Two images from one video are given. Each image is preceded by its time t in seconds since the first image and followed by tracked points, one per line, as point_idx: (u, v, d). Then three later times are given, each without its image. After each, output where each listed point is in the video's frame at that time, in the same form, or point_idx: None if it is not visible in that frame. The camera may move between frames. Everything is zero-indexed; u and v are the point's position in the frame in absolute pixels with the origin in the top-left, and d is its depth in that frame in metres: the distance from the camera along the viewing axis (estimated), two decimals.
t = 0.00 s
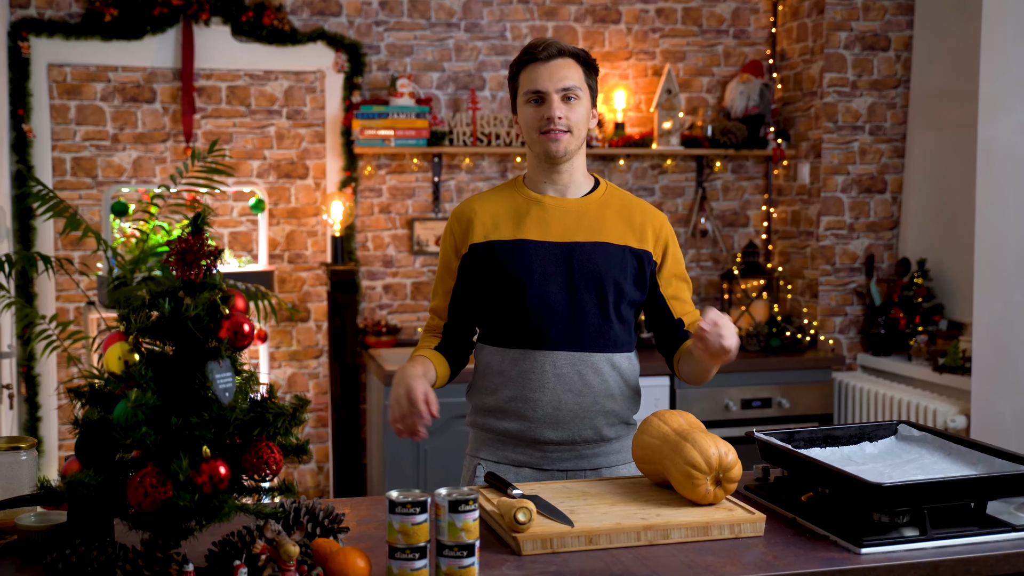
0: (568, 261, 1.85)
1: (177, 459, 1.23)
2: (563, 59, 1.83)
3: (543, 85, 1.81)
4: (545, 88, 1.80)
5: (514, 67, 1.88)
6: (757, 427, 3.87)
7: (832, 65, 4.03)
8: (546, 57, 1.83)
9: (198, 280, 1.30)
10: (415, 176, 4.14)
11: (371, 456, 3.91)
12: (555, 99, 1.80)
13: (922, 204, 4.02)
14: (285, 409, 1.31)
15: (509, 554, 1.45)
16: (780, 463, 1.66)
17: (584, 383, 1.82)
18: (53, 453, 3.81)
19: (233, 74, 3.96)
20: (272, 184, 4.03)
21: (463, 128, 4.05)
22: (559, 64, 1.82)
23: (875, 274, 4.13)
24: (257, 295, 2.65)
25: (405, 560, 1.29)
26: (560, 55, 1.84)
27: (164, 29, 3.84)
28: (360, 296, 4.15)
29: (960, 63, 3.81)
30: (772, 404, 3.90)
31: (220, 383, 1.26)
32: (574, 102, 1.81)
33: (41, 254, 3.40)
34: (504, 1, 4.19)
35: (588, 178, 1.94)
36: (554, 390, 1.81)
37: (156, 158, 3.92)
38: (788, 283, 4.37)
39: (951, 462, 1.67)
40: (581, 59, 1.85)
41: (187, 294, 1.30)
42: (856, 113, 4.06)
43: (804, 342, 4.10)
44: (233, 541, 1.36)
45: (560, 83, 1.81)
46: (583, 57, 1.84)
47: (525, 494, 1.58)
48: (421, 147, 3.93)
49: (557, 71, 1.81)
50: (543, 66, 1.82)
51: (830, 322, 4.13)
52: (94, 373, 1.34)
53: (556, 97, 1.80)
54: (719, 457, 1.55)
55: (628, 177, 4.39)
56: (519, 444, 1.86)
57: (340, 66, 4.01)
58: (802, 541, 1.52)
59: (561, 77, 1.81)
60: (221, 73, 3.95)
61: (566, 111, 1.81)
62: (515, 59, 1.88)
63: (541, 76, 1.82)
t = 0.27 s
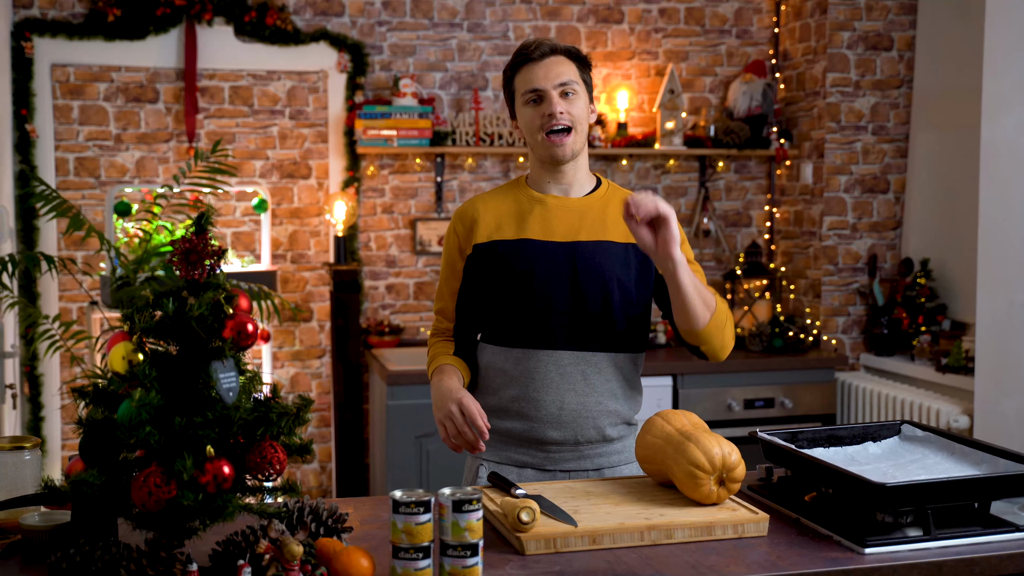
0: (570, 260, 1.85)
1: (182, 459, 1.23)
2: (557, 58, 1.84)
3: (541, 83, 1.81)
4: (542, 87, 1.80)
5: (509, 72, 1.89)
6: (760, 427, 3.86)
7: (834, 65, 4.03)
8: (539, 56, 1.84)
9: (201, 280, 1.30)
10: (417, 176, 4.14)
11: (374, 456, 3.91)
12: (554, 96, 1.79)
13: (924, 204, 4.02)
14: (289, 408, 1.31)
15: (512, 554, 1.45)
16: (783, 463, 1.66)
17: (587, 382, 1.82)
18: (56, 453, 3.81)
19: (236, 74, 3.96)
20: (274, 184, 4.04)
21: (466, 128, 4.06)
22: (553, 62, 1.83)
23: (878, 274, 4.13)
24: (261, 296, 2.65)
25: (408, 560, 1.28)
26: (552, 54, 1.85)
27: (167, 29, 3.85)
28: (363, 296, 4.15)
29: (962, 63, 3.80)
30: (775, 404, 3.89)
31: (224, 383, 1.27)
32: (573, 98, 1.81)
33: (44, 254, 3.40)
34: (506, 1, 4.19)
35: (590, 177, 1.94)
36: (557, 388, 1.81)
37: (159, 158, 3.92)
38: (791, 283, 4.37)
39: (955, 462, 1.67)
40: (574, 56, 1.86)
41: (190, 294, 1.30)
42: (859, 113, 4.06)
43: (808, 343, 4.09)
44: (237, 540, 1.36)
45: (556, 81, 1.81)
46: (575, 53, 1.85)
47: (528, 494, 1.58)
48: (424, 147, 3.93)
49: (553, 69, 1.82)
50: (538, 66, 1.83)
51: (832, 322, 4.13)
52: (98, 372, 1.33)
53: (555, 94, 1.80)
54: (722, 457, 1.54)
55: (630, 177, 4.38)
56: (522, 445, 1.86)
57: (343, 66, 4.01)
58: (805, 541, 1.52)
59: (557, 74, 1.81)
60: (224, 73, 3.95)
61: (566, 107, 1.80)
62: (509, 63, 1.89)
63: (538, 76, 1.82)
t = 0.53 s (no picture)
0: (571, 260, 1.85)
1: (187, 459, 1.23)
2: (543, 60, 1.84)
3: (531, 89, 1.81)
4: (533, 92, 1.80)
5: (499, 84, 1.89)
6: (764, 427, 3.86)
7: (839, 65, 4.03)
8: (525, 63, 1.84)
9: (206, 279, 1.30)
10: (421, 176, 4.14)
11: (377, 456, 3.91)
12: (545, 99, 1.79)
13: (928, 204, 4.01)
14: (294, 408, 1.30)
15: (517, 554, 1.45)
16: (788, 463, 1.66)
17: (588, 383, 1.82)
18: (61, 453, 3.82)
19: (240, 74, 3.96)
20: (278, 184, 4.04)
21: (470, 128, 4.06)
22: (539, 66, 1.83)
23: (882, 274, 4.12)
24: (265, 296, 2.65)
25: (413, 560, 1.28)
26: (538, 58, 1.85)
27: (171, 29, 3.85)
28: (366, 295, 4.15)
29: (966, 63, 3.80)
30: (779, 404, 3.89)
31: (228, 382, 1.27)
32: (565, 97, 1.81)
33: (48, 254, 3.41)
34: (510, 1, 4.19)
35: (596, 175, 1.92)
36: (558, 388, 1.81)
37: (163, 158, 3.92)
38: (795, 283, 4.37)
39: (960, 462, 1.66)
40: (559, 55, 1.86)
41: (195, 294, 1.30)
42: (863, 113, 4.06)
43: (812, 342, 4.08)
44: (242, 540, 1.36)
45: (546, 84, 1.81)
46: (560, 53, 1.85)
47: (532, 494, 1.58)
48: (427, 147, 3.93)
49: (541, 72, 1.82)
50: (526, 73, 1.83)
51: (837, 322, 4.13)
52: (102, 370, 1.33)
53: (546, 96, 1.80)
54: (727, 457, 1.54)
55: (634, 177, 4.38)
56: (523, 445, 1.86)
57: (347, 66, 4.02)
58: (810, 541, 1.52)
59: (546, 77, 1.81)
60: (228, 73, 3.96)
61: (559, 108, 1.80)
62: (498, 75, 1.89)
63: (527, 82, 1.82)
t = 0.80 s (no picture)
0: (574, 260, 1.85)
1: (191, 458, 1.23)
2: (542, 63, 1.83)
3: (529, 92, 1.81)
4: (530, 96, 1.80)
5: (499, 86, 1.89)
6: (769, 427, 3.85)
7: (843, 65, 4.02)
8: (522, 67, 1.83)
9: (211, 279, 1.30)
10: (425, 176, 4.15)
11: (381, 456, 3.91)
12: (543, 103, 1.79)
13: (932, 204, 4.01)
14: (299, 408, 1.32)
15: (521, 554, 1.45)
16: (793, 463, 1.66)
17: (591, 383, 1.82)
18: (65, 453, 3.82)
19: (244, 74, 3.97)
20: (283, 184, 4.04)
21: (474, 128, 4.06)
22: (537, 69, 1.82)
23: (886, 274, 4.11)
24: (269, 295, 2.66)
25: (418, 560, 1.29)
26: (535, 61, 1.84)
27: (176, 29, 3.85)
28: (370, 296, 4.15)
29: (970, 62, 3.79)
30: (783, 404, 3.88)
31: (233, 382, 1.27)
32: (564, 100, 1.80)
33: (52, 253, 3.41)
34: (514, 1, 4.20)
35: (596, 175, 1.92)
36: (560, 389, 1.81)
37: (167, 158, 3.93)
38: (799, 283, 4.36)
39: (965, 462, 1.66)
40: (558, 56, 1.85)
41: (200, 294, 1.31)
42: (867, 113, 4.05)
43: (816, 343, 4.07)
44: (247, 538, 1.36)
45: (544, 87, 1.80)
46: (559, 54, 1.84)
47: (537, 494, 1.57)
48: (431, 147, 3.93)
49: (539, 75, 1.81)
50: (524, 77, 1.82)
51: (841, 322, 4.12)
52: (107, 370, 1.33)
53: (543, 101, 1.79)
54: (731, 457, 1.54)
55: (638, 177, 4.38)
56: (527, 445, 1.86)
57: (351, 66, 4.02)
58: (815, 541, 1.52)
59: (544, 80, 1.80)
60: (232, 74, 3.96)
61: (557, 111, 1.80)
62: (497, 78, 1.89)
63: (525, 86, 1.82)
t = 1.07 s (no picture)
0: (578, 261, 1.85)
1: (196, 459, 1.24)
2: (555, 60, 1.84)
3: (538, 87, 1.81)
4: (539, 91, 1.81)
5: (509, 79, 1.89)
6: (773, 427, 3.85)
7: (847, 65, 4.01)
8: (536, 62, 1.84)
9: (215, 280, 1.30)
10: (429, 176, 4.15)
11: (385, 456, 3.91)
12: (551, 99, 1.80)
13: (937, 204, 4.00)
14: (303, 408, 1.31)
15: (525, 554, 1.45)
16: (797, 464, 1.65)
17: (595, 383, 1.82)
18: (69, 453, 3.83)
19: (249, 74, 3.97)
20: (287, 185, 4.05)
21: (478, 128, 4.06)
22: (550, 65, 1.83)
23: (890, 274, 4.11)
24: (272, 294, 2.66)
25: (422, 560, 1.29)
26: (549, 57, 1.84)
27: (180, 29, 3.86)
28: (374, 296, 4.15)
29: (975, 62, 3.78)
30: (787, 404, 3.88)
31: (238, 382, 1.27)
32: (573, 99, 1.80)
33: (58, 254, 3.42)
34: (518, 1, 4.19)
35: (599, 177, 1.92)
36: (565, 389, 1.81)
37: (171, 158, 3.93)
38: (803, 283, 4.36)
39: (969, 462, 1.66)
40: (572, 56, 1.86)
41: (205, 294, 1.30)
42: (871, 113, 4.04)
43: (820, 342, 4.07)
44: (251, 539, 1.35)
45: (555, 84, 1.81)
46: (573, 54, 1.84)
47: (540, 494, 1.58)
48: (435, 147, 3.93)
49: (551, 72, 1.82)
50: (535, 71, 1.83)
51: (845, 322, 4.12)
52: (112, 370, 1.33)
53: (553, 98, 1.80)
54: (735, 457, 1.54)
55: (642, 177, 4.38)
56: (533, 447, 1.86)
57: (355, 67, 4.02)
58: (819, 542, 1.52)
59: (554, 77, 1.81)
60: (236, 74, 3.96)
61: (564, 109, 1.80)
62: (508, 69, 1.89)
63: (535, 80, 1.82)
